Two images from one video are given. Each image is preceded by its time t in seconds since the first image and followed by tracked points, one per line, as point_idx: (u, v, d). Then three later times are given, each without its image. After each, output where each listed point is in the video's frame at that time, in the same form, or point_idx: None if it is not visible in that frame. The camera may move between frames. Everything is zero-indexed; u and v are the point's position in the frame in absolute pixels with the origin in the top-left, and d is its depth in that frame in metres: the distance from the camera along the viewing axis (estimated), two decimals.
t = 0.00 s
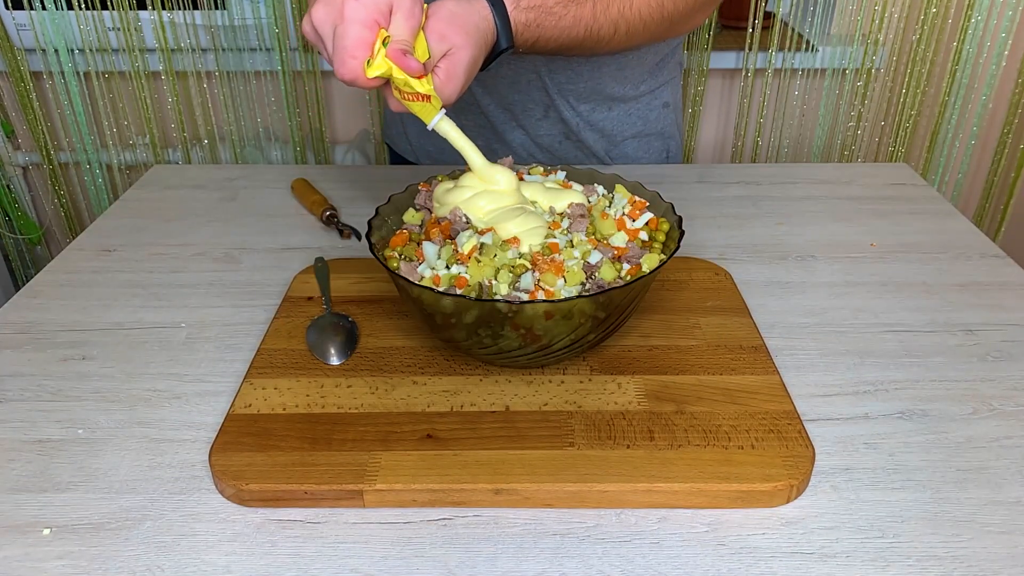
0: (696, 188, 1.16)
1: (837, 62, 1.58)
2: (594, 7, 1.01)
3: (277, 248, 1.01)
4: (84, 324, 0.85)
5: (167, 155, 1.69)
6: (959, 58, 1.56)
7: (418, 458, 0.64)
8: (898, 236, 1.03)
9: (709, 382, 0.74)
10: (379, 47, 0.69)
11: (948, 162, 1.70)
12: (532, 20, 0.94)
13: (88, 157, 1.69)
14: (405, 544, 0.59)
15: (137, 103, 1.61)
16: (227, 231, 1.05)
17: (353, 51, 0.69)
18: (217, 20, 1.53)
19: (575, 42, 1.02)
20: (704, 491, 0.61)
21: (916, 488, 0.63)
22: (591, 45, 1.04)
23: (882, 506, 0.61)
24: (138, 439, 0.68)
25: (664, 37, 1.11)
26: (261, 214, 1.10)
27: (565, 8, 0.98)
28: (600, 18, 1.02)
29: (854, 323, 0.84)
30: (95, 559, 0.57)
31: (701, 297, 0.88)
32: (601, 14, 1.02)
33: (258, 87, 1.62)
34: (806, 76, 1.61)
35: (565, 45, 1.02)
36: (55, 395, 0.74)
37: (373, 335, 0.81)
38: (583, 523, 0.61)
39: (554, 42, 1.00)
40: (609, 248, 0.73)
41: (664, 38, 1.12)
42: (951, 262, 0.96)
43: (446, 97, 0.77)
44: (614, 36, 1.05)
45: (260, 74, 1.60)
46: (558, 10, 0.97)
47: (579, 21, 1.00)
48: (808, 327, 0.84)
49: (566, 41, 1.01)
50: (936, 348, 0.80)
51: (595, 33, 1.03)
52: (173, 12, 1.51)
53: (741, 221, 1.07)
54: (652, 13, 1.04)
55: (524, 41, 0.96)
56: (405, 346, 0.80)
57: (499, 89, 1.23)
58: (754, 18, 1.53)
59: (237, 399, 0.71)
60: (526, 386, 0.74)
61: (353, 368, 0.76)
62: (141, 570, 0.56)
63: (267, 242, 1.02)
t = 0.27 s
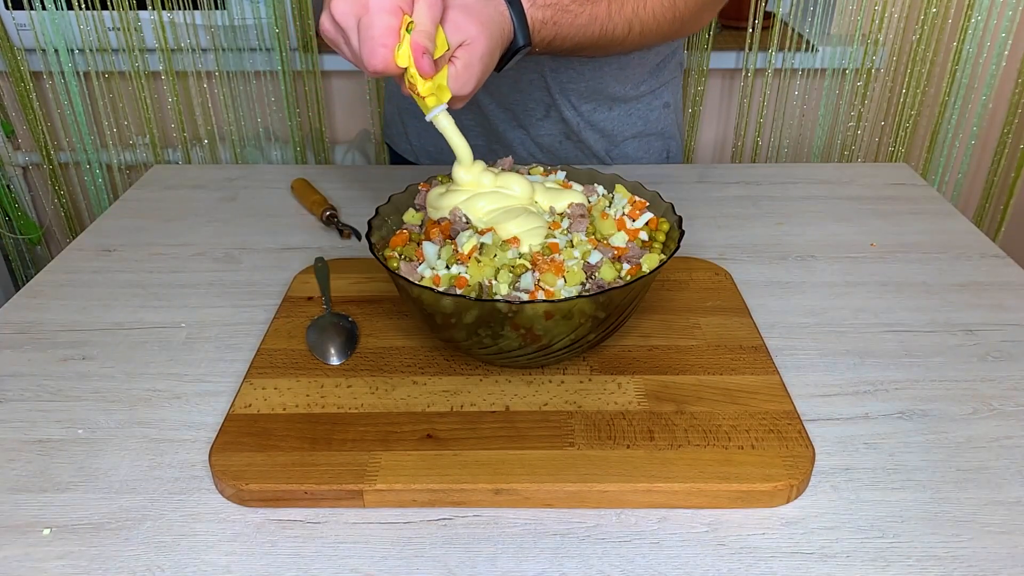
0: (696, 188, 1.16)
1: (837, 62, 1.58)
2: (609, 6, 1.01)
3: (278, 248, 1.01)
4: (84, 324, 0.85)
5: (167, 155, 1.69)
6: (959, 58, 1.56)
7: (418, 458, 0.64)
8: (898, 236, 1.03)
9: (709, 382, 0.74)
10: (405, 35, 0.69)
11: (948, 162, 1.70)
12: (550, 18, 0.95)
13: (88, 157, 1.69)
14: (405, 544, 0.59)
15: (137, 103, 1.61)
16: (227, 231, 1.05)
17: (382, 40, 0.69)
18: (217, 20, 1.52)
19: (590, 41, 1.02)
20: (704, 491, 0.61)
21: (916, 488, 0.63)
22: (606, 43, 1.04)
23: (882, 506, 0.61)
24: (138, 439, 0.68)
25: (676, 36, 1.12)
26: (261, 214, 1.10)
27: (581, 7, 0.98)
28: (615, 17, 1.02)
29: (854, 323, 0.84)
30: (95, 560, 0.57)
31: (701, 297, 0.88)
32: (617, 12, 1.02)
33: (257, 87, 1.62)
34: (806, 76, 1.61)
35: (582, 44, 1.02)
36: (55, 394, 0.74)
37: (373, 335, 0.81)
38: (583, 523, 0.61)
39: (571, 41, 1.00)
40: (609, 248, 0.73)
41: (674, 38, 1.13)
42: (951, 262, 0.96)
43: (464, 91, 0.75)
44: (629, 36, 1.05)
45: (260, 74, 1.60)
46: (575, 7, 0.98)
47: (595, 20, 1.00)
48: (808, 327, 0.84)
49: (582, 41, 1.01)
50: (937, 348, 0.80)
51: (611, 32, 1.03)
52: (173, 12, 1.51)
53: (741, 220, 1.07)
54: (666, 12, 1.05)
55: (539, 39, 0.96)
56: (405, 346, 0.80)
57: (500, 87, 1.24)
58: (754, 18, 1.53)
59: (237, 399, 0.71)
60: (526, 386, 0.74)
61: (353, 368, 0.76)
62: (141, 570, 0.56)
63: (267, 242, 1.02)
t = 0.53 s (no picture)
0: (696, 188, 1.16)
1: (837, 62, 1.58)
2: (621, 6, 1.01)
3: (278, 248, 1.01)
4: (84, 324, 0.85)
5: (167, 155, 1.69)
6: (959, 58, 1.56)
7: (418, 458, 0.64)
8: (898, 236, 1.03)
9: (709, 382, 0.74)
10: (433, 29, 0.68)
11: (948, 162, 1.70)
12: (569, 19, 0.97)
13: (88, 157, 1.69)
14: (405, 544, 0.59)
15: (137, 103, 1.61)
16: (227, 231, 1.05)
17: (410, 40, 0.67)
18: (218, 20, 1.52)
19: (603, 41, 1.03)
20: (704, 491, 0.61)
21: (915, 488, 0.63)
22: (618, 43, 1.05)
23: (882, 506, 0.61)
24: (138, 439, 0.68)
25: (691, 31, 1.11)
26: (261, 214, 1.10)
27: (595, 7, 0.99)
28: (627, 17, 1.02)
29: (854, 323, 0.84)
30: (95, 559, 0.57)
31: (701, 297, 0.88)
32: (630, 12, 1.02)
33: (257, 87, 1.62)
34: (806, 76, 1.61)
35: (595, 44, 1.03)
36: (55, 395, 0.74)
37: (373, 335, 0.81)
38: (583, 523, 0.61)
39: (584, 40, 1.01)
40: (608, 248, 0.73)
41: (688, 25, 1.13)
42: (951, 262, 0.96)
43: (485, 83, 0.76)
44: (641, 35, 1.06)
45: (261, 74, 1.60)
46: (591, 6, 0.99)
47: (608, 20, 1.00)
48: (808, 327, 0.84)
49: (594, 40, 1.02)
50: (937, 348, 0.80)
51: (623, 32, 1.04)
52: (173, 12, 1.50)
53: (741, 220, 1.07)
54: (679, 12, 1.04)
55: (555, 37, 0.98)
56: (405, 346, 0.80)
57: (502, 86, 1.25)
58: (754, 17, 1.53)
59: (237, 399, 0.71)
60: (526, 386, 0.74)
61: (354, 368, 0.76)
62: (141, 570, 0.56)
63: (267, 242, 1.02)
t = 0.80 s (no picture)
0: (696, 188, 1.16)
1: (838, 62, 1.58)
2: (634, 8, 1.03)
3: (278, 248, 1.01)
4: (84, 324, 0.85)
5: (167, 155, 1.69)
6: (959, 58, 1.56)
7: (418, 459, 0.64)
8: (898, 236, 1.03)
9: (709, 382, 0.74)
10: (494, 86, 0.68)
11: (948, 162, 1.70)
12: (594, 12, 0.96)
13: (88, 157, 1.69)
14: (405, 544, 0.59)
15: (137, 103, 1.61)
16: (227, 231, 1.05)
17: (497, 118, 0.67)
18: (219, 20, 1.52)
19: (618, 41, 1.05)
20: (704, 491, 0.61)
21: (915, 489, 0.63)
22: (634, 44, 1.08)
23: (881, 506, 0.61)
24: (138, 439, 0.68)
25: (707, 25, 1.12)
26: (261, 214, 1.10)
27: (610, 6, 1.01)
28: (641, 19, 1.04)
29: (854, 323, 0.84)
30: (95, 560, 0.57)
31: (701, 297, 0.88)
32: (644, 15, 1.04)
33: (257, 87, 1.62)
34: (806, 76, 1.61)
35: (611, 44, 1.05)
36: (55, 395, 0.74)
37: (373, 335, 0.81)
38: (583, 523, 0.61)
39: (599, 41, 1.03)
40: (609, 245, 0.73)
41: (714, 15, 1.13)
42: (951, 262, 0.96)
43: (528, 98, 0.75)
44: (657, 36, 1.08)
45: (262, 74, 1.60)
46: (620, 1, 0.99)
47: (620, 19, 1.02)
48: (808, 327, 0.84)
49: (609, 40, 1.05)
50: (937, 349, 0.80)
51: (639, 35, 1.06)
52: (173, 12, 1.50)
53: (741, 221, 1.07)
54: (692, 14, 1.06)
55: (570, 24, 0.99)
56: (405, 346, 0.80)
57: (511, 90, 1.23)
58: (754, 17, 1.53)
59: (237, 399, 0.71)
60: (525, 387, 0.73)
61: (354, 368, 0.76)
62: (141, 570, 0.56)
63: (267, 242, 1.02)
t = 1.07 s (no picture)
0: (696, 188, 1.16)
1: (838, 63, 1.58)
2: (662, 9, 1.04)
3: (278, 248, 1.01)
4: (84, 324, 0.85)
5: (167, 155, 1.69)
6: (959, 58, 1.56)
7: (418, 459, 0.64)
8: (899, 236, 1.03)
9: (709, 382, 0.74)
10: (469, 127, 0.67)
11: (948, 162, 1.70)
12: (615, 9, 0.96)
13: (88, 157, 1.69)
14: (405, 544, 0.59)
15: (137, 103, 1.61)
16: (228, 231, 1.05)
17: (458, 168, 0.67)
18: (218, 19, 1.52)
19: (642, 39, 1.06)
20: (705, 491, 0.61)
21: (915, 489, 0.63)
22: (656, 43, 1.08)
23: (881, 506, 0.61)
24: (138, 439, 0.68)
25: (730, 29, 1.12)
26: (261, 214, 1.10)
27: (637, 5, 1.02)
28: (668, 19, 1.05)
29: (854, 324, 0.84)
30: (95, 560, 0.57)
31: (700, 297, 0.88)
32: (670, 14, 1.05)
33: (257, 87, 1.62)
34: (806, 76, 1.61)
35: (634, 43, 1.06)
36: (55, 395, 0.74)
37: (373, 335, 0.81)
38: (583, 523, 0.61)
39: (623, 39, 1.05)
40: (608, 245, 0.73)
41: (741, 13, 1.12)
42: (951, 262, 0.96)
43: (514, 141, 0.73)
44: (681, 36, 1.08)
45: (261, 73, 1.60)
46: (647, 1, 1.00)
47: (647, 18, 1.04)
48: (808, 327, 0.84)
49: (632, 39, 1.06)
50: (937, 349, 0.80)
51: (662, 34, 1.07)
52: (172, 12, 1.50)
53: (741, 221, 1.07)
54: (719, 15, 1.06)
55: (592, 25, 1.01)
56: (405, 346, 0.80)
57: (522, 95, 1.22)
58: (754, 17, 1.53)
59: (237, 399, 0.71)
60: (525, 387, 0.73)
61: (353, 368, 0.76)
62: (141, 570, 0.56)
63: (267, 242, 1.02)
